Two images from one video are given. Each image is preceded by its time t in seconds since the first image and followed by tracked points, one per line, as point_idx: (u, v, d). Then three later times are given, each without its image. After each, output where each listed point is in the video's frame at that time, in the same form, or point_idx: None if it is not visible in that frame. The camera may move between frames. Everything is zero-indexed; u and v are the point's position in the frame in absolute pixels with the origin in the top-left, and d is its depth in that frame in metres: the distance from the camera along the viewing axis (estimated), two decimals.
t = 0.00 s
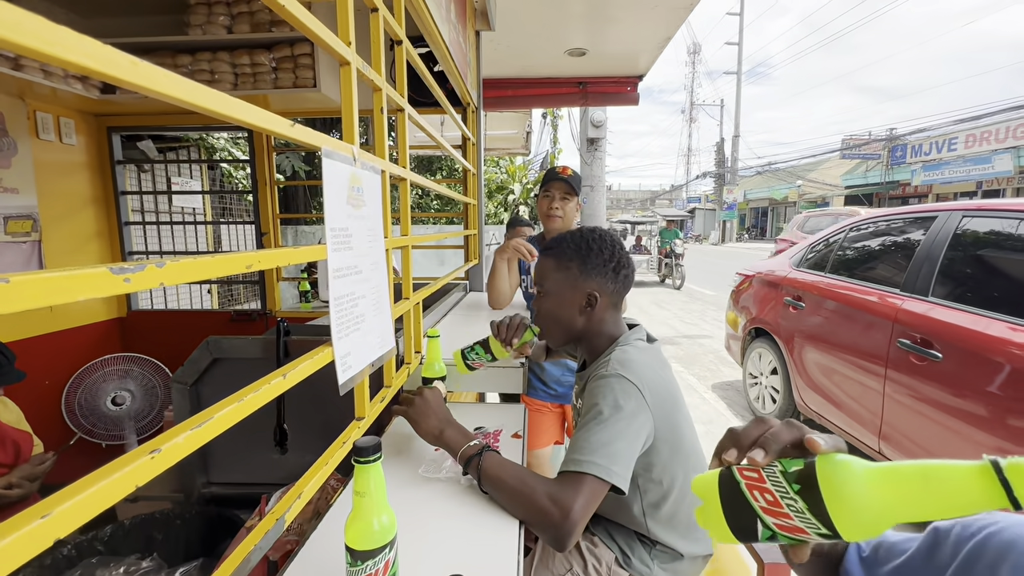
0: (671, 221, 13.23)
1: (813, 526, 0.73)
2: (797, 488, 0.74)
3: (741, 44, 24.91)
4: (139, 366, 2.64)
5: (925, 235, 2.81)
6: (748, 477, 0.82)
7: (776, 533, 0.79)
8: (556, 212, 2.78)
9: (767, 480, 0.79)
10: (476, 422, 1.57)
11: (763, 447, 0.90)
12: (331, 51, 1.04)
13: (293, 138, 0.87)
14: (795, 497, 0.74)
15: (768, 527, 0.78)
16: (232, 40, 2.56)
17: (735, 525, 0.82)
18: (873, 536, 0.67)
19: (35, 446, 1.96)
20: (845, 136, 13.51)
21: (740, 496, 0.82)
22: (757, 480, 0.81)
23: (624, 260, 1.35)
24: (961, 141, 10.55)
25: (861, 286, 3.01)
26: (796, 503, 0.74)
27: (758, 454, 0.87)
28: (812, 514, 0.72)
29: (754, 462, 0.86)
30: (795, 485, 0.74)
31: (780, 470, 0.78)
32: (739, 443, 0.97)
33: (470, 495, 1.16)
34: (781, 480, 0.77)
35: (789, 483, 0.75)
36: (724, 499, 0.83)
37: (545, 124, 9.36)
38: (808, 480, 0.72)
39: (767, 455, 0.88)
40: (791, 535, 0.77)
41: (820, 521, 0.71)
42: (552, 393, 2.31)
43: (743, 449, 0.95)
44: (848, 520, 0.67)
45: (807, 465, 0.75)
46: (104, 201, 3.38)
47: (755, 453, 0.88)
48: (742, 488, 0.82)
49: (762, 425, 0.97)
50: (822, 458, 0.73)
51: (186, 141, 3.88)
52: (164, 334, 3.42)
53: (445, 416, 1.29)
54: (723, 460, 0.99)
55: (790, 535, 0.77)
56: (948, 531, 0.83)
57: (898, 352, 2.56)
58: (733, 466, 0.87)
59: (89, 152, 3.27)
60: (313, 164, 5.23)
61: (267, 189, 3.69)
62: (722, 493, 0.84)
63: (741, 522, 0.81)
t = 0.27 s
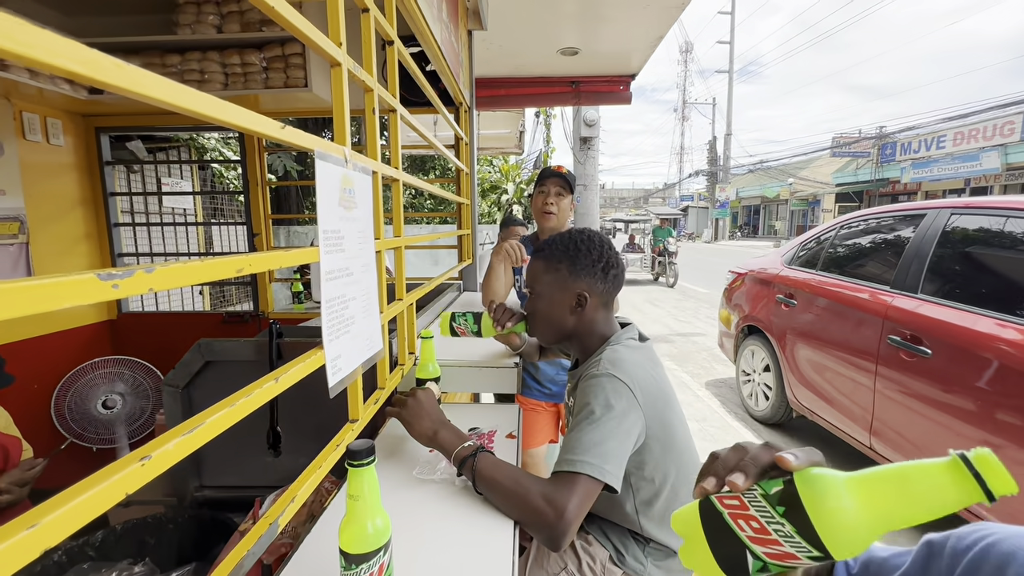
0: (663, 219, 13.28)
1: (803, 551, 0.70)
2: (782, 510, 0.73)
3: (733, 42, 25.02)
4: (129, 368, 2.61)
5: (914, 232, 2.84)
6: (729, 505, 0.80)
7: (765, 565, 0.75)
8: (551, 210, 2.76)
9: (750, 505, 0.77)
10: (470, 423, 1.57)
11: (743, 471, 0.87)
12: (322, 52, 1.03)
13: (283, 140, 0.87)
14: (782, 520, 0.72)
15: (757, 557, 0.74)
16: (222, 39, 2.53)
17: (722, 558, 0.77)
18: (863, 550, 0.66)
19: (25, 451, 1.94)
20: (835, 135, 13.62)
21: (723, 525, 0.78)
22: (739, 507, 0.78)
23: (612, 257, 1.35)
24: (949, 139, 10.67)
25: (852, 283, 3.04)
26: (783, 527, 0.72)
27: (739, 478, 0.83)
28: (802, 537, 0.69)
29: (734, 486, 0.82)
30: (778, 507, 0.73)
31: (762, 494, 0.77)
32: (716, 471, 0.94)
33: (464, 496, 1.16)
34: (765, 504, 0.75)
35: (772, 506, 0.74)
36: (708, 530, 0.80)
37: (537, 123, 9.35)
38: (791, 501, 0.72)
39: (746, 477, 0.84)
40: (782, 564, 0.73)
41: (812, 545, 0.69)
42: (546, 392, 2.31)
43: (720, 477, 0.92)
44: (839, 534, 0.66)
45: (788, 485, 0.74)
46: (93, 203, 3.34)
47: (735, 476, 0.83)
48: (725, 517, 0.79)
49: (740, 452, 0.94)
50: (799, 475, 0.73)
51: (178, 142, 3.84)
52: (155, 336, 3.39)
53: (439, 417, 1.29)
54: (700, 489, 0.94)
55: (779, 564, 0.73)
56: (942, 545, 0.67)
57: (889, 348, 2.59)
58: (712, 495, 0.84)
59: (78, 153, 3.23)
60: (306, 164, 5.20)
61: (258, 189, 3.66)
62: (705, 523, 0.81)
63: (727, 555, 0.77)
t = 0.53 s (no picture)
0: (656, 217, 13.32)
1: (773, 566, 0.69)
2: (756, 525, 0.73)
3: (725, 40, 25.13)
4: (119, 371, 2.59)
5: (903, 228, 2.86)
6: (703, 514, 0.80)
7: None
8: (543, 209, 2.76)
9: (723, 516, 0.78)
10: (461, 424, 1.56)
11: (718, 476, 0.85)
12: (306, 53, 1.02)
13: (265, 142, 0.86)
14: (753, 535, 0.73)
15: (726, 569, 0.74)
16: (209, 38, 2.51)
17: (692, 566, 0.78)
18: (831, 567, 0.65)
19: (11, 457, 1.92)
20: (826, 132, 13.71)
21: (695, 534, 0.79)
22: (712, 517, 0.79)
23: (608, 260, 1.35)
24: (938, 135, 10.77)
25: (842, 280, 3.06)
26: (755, 541, 0.72)
27: (715, 484, 0.82)
28: (774, 553, 0.69)
29: (709, 492, 0.81)
30: (752, 521, 0.73)
31: (733, 504, 0.78)
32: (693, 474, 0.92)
33: (454, 498, 1.16)
34: (737, 517, 0.76)
35: (746, 519, 0.74)
36: (680, 537, 0.81)
37: (530, 121, 9.34)
38: (765, 515, 0.72)
39: (723, 484, 0.82)
40: None
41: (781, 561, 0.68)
42: (539, 392, 2.31)
43: (696, 480, 0.90)
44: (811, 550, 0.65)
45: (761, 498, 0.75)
46: (80, 204, 3.29)
47: (711, 482, 0.83)
48: (698, 526, 0.80)
49: (717, 459, 0.91)
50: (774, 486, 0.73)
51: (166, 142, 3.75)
52: (143, 338, 3.36)
53: (430, 419, 1.28)
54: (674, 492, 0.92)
55: None
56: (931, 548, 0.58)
57: (878, 344, 2.61)
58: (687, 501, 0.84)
59: (63, 154, 3.18)
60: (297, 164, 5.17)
61: (248, 189, 3.63)
62: (676, 529, 0.81)
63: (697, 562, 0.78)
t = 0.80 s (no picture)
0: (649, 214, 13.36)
1: None
2: (757, 556, 0.75)
3: (716, 37, 25.20)
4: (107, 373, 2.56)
5: (892, 225, 2.89)
6: (704, 538, 0.82)
7: None
8: (535, 208, 2.76)
9: (724, 543, 0.80)
10: (453, 425, 1.56)
11: (725, 501, 0.84)
12: (290, 54, 1.02)
13: (247, 146, 0.85)
14: (755, 566, 0.75)
15: None
16: (195, 37, 2.48)
17: None
18: None
19: None
20: (817, 128, 13.79)
21: (696, 559, 0.81)
22: (714, 543, 0.81)
23: (599, 262, 1.35)
24: (927, 131, 10.86)
25: (832, 277, 3.08)
26: (755, 572, 0.75)
27: (720, 510, 0.82)
28: None
29: (713, 517, 0.81)
30: (755, 552, 0.75)
31: (738, 531, 0.80)
32: (696, 493, 0.91)
33: (445, 500, 1.16)
34: (740, 547, 0.78)
35: (749, 550, 0.76)
36: (681, 561, 0.83)
37: (522, 119, 9.33)
38: (768, 547, 0.73)
39: (729, 509, 0.82)
40: None
41: None
42: (531, 391, 2.31)
43: (700, 500, 0.89)
44: None
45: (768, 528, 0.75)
46: (66, 206, 3.25)
47: (716, 507, 0.82)
48: (698, 550, 0.82)
49: (724, 478, 0.90)
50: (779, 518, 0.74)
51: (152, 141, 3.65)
52: (132, 341, 3.32)
53: (421, 421, 1.28)
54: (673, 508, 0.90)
55: None
56: None
57: (867, 340, 2.64)
58: (689, 522, 0.86)
59: (48, 155, 3.14)
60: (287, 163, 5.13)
61: (237, 189, 3.60)
62: (678, 550, 0.83)
63: None
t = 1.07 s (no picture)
0: (642, 209, 13.41)
1: (772, 570, 0.70)
2: (764, 527, 0.71)
3: (707, 34, 25.28)
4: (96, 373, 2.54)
5: (878, 220, 2.94)
6: (710, 504, 0.77)
7: (726, 566, 0.76)
8: (525, 206, 2.78)
9: (732, 511, 0.74)
10: (443, 421, 1.57)
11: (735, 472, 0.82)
12: (276, 53, 1.02)
13: (232, 145, 0.86)
14: (760, 536, 0.71)
15: (722, 559, 0.75)
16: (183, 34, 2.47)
17: (688, 551, 0.77)
18: None
19: None
20: (807, 125, 13.89)
21: (699, 523, 0.76)
22: (721, 509, 0.75)
23: (583, 259, 1.36)
24: (915, 128, 10.97)
25: (821, 272, 3.12)
26: (760, 543, 0.71)
27: (731, 479, 0.78)
28: (777, 556, 0.69)
29: (723, 485, 0.78)
30: (761, 523, 0.71)
31: (747, 501, 0.74)
32: (708, 462, 0.94)
33: (435, 495, 1.17)
34: (748, 516, 0.73)
35: (756, 521, 0.71)
36: (683, 525, 0.77)
37: (515, 116, 9.32)
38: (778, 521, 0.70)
39: (739, 479, 0.80)
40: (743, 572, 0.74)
41: (783, 567, 0.69)
42: (523, 387, 2.33)
43: (710, 469, 0.91)
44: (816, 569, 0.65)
45: (778, 502, 0.71)
46: (52, 205, 3.22)
47: (727, 476, 0.79)
48: (703, 514, 0.76)
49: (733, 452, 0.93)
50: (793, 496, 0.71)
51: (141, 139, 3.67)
52: (121, 340, 3.30)
53: (410, 417, 1.29)
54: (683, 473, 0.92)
55: (742, 571, 0.74)
56: None
57: (854, 334, 2.68)
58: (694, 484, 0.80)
59: (34, 153, 3.11)
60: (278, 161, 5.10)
61: (227, 188, 3.58)
62: (681, 513, 0.77)
63: (695, 550, 0.76)
